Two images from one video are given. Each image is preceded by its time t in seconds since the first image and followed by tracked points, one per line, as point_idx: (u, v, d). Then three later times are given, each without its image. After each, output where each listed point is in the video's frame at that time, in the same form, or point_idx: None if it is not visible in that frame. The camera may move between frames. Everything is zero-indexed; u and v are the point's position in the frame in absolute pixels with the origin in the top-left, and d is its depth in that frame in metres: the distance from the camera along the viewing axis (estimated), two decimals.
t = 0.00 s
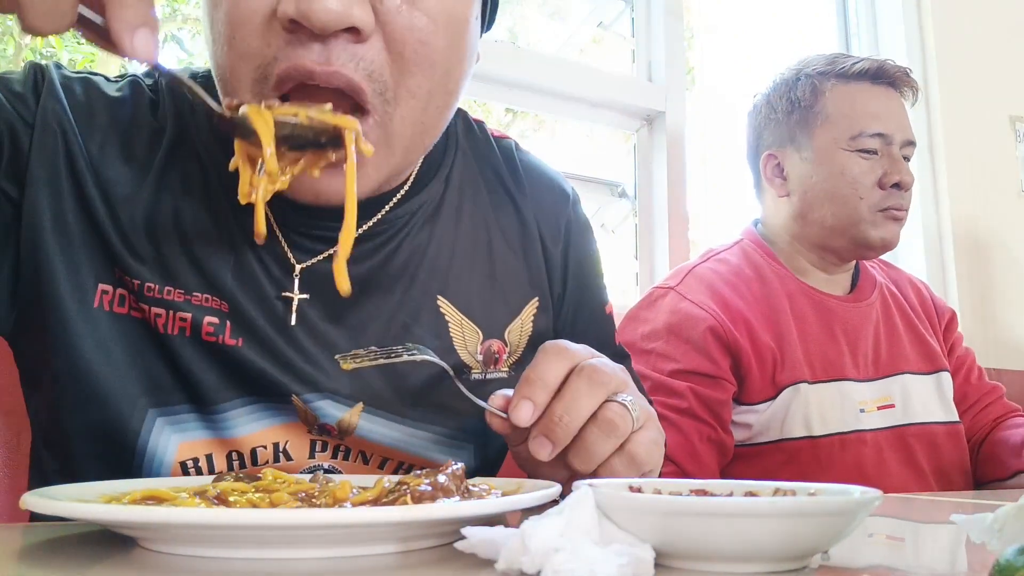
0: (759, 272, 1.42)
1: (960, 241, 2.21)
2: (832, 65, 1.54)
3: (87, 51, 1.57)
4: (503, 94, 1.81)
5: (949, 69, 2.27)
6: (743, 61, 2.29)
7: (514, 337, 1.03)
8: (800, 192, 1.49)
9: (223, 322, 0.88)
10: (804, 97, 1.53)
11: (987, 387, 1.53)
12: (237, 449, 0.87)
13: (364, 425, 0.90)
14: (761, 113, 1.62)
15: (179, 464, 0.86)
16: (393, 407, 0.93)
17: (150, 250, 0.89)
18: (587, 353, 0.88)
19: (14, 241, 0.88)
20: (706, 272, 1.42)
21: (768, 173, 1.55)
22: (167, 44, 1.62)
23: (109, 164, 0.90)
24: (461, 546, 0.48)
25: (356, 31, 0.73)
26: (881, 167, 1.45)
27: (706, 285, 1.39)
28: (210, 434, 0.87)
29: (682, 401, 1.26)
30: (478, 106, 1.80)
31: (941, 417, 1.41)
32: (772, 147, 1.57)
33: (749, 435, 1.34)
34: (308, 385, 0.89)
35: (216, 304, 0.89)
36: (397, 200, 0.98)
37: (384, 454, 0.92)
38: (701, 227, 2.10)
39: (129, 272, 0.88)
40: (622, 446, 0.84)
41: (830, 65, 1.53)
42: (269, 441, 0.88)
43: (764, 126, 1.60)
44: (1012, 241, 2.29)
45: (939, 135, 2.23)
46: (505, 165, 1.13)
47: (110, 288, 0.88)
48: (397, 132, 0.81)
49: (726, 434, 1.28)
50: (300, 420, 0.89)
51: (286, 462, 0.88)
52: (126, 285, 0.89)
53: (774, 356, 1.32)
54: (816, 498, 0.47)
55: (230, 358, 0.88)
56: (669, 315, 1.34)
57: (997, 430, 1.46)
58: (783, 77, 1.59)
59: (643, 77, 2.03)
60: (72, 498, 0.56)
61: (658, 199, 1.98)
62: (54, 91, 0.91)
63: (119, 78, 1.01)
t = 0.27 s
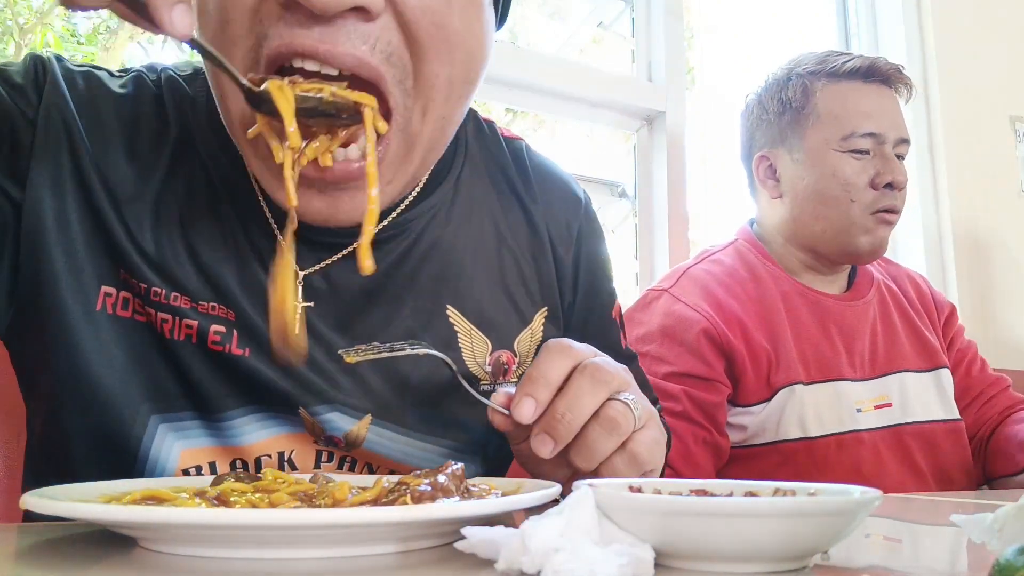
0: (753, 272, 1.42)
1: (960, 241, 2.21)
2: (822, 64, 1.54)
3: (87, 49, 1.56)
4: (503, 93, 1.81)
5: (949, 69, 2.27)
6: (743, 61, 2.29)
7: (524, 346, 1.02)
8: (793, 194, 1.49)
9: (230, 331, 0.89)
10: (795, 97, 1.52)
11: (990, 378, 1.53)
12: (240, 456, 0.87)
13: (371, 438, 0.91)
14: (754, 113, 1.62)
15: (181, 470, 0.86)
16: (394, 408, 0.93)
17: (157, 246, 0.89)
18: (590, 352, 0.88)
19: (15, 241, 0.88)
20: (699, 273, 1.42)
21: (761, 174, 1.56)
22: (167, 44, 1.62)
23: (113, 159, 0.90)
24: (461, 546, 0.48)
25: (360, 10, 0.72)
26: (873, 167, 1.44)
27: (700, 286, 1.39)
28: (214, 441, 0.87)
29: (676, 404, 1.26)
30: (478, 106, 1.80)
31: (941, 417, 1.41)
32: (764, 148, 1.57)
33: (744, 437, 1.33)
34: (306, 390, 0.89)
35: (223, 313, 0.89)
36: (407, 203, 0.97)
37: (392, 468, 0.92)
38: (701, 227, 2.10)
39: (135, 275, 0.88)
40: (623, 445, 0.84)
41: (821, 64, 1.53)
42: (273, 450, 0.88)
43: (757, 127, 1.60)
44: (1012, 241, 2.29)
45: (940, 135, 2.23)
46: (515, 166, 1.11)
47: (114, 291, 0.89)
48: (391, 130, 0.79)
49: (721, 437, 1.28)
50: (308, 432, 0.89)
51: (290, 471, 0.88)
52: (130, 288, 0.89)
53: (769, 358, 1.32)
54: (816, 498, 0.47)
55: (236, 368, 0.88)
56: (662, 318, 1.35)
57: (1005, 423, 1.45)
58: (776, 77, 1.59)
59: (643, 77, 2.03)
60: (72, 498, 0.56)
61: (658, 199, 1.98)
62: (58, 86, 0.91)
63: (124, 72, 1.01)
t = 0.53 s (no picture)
0: (751, 270, 1.42)
1: (960, 241, 2.21)
2: (827, 63, 1.55)
3: (87, 50, 1.56)
4: (503, 93, 1.81)
5: (949, 69, 2.27)
6: (744, 61, 2.29)
7: (531, 350, 1.03)
8: (796, 192, 1.49)
9: (237, 333, 0.88)
10: (799, 95, 1.52)
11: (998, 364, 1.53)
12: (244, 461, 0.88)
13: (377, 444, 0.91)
14: (757, 111, 1.62)
15: (184, 474, 0.86)
16: (394, 409, 0.93)
17: (162, 244, 0.89)
18: (592, 355, 0.87)
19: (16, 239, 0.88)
20: (698, 272, 1.42)
21: (764, 172, 1.56)
22: (168, 44, 1.61)
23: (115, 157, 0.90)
24: (461, 546, 0.48)
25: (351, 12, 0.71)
26: (877, 165, 1.45)
27: (699, 285, 1.39)
28: (218, 446, 0.87)
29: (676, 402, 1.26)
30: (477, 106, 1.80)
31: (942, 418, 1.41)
32: (768, 146, 1.57)
33: (743, 435, 1.33)
34: (306, 390, 0.89)
35: (229, 317, 0.89)
36: (415, 204, 0.96)
37: (397, 473, 0.92)
38: (701, 228, 2.10)
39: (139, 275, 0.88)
40: (625, 448, 0.85)
41: (825, 63, 1.54)
42: (279, 456, 0.88)
43: (760, 126, 1.60)
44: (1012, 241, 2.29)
45: (940, 135, 2.23)
46: (521, 164, 1.11)
47: (117, 291, 0.88)
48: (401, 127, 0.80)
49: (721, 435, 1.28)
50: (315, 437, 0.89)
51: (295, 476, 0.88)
52: (134, 288, 0.89)
53: (768, 357, 1.32)
54: (816, 498, 0.47)
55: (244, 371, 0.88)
56: (661, 316, 1.35)
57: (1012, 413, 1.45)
58: (780, 75, 1.59)
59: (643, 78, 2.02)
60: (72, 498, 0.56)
61: (658, 199, 1.98)
62: (61, 80, 0.91)
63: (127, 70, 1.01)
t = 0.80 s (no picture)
0: (751, 269, 1.42)
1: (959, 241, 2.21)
2: (834, 62, 1.54)
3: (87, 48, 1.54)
4: (502, 93, 1.81)
5: (948, 68, 2.27)
6: (743, 61, 2.29)
7: (534, 353, 1.02)
8: (803, 191, 1.48)
9: (240, 338, 0.89)
10: (806, 94, 1.52)
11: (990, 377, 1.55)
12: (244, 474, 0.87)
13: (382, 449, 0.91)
14: (763, 109, 1.61)
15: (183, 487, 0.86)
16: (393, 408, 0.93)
17: (163, 251, 0.89)
18: (597, 360, 0.87)
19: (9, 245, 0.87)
20: (699, 270, 1.42)
21: (769, 171, 1.55)
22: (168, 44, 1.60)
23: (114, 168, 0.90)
24: (460, 545, 0.48)
25: (350, 92, 0.63)
26: (883, 167, 1.45)
27: (699, 282, 1.39)
28: (216, 458, 0.87)
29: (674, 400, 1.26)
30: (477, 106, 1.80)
31: (942, 418, 1.41)
32: (773, 145, 1.56)
33: (742, 434, 1.33)
34: (305, 396, 0.89)
35: (232, 323, 0.89)
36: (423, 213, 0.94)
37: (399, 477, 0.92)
38: (701, 227, 2.10)
39: (137, 284, 0.88)
40: (630, 454, 0.85)
41: (832, 62, 1.53)
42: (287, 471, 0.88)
43: (765, 123, 1.59)
44: (1011, 240, 2.29)
45: (939, 134, 2.23)
46: (525, 166, 1.11)
47: (113, 302, 0.88)
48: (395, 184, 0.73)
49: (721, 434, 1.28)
50: (320, 443, 0.88)
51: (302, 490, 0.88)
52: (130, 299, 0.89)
53: (766, 356, 1.32)
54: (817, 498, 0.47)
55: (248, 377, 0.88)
56: (661, 314, 1.35)
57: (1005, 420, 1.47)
58: (786, 74, 1.59)
59: (643, 77, 2.03)
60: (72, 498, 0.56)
61: (658, 199, 1.98)
62: (56, 90, 0.90)
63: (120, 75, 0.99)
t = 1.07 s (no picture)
0: (770, 268, 1.41)
1: (958, 241, 2.21)
2: (859, 64, 1.55)
3: (84, 49, 1.51)
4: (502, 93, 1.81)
5: (947, 69, 2.27)
6: (742, 61, 2.29)
7: (536, 356, 1.02)
8: (823, 189, 1.48)
9: (235, 353, 0.89)
10: (832, 94, 1.52)
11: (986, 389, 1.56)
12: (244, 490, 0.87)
13: (381, 455, 0.91)
14: (785, 107, 1.61)
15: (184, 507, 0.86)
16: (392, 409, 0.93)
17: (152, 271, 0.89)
18: (600, 363, 0.88)
19: None
20: (715, 268, 1.41)
21: (789, 168, 1.54)
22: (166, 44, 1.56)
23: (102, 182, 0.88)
24: (459, 545, 0.48)
25: (364, 181, 0.59)
26: (906, 169, 1.46)
27: (716, 279, 1.38)
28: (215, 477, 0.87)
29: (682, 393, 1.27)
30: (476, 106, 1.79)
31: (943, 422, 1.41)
32: (795, 143, 1.56)
33: (754, 431, 1.34)
34: (301, 411, 0.90)
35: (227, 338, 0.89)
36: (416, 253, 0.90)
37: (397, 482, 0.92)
38: (700, 228, 2.10)
39: (123, 307, 0.87)
40: (634, 459, 0.85)
41: (858, 65, 1.54)
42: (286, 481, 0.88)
43: (788, 120, 1.59)
44: (1009, 241, 2.30)
45: (938, 134, 2.23)
46: (525, 166, 1.10)
47: (99, 327, 0.86)
48: (402, 250, 0.69)
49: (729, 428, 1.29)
50: (318, 454, 0.89)
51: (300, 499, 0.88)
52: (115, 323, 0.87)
53: (782, 354, 1.32)
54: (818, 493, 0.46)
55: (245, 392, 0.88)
56: (675, 309, 1.34)
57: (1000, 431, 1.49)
58: (809, 74, 1.59)
59: (642, 77, 2.03)
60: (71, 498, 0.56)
61: (657, 200, 1.98)
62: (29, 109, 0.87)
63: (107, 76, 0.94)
